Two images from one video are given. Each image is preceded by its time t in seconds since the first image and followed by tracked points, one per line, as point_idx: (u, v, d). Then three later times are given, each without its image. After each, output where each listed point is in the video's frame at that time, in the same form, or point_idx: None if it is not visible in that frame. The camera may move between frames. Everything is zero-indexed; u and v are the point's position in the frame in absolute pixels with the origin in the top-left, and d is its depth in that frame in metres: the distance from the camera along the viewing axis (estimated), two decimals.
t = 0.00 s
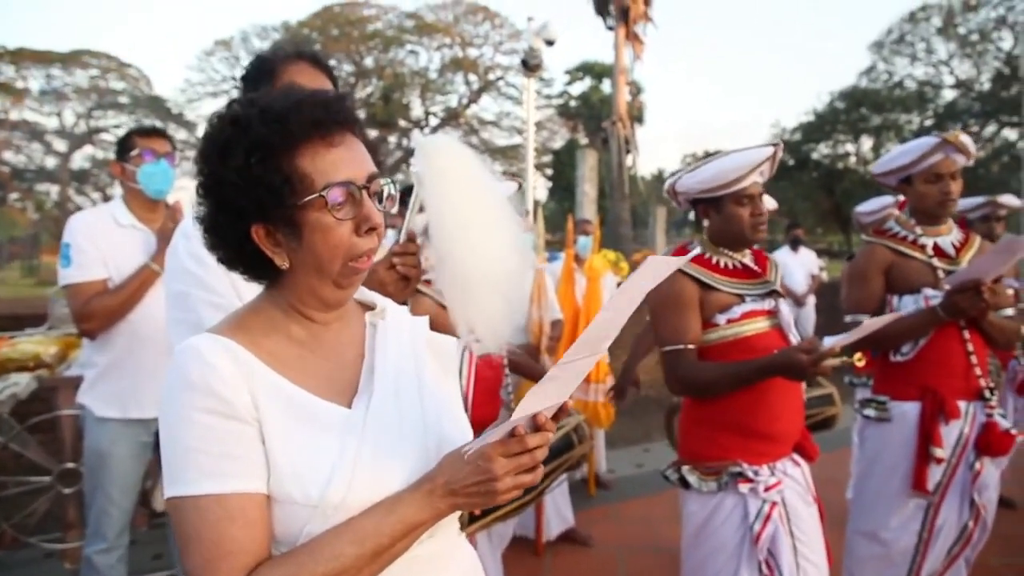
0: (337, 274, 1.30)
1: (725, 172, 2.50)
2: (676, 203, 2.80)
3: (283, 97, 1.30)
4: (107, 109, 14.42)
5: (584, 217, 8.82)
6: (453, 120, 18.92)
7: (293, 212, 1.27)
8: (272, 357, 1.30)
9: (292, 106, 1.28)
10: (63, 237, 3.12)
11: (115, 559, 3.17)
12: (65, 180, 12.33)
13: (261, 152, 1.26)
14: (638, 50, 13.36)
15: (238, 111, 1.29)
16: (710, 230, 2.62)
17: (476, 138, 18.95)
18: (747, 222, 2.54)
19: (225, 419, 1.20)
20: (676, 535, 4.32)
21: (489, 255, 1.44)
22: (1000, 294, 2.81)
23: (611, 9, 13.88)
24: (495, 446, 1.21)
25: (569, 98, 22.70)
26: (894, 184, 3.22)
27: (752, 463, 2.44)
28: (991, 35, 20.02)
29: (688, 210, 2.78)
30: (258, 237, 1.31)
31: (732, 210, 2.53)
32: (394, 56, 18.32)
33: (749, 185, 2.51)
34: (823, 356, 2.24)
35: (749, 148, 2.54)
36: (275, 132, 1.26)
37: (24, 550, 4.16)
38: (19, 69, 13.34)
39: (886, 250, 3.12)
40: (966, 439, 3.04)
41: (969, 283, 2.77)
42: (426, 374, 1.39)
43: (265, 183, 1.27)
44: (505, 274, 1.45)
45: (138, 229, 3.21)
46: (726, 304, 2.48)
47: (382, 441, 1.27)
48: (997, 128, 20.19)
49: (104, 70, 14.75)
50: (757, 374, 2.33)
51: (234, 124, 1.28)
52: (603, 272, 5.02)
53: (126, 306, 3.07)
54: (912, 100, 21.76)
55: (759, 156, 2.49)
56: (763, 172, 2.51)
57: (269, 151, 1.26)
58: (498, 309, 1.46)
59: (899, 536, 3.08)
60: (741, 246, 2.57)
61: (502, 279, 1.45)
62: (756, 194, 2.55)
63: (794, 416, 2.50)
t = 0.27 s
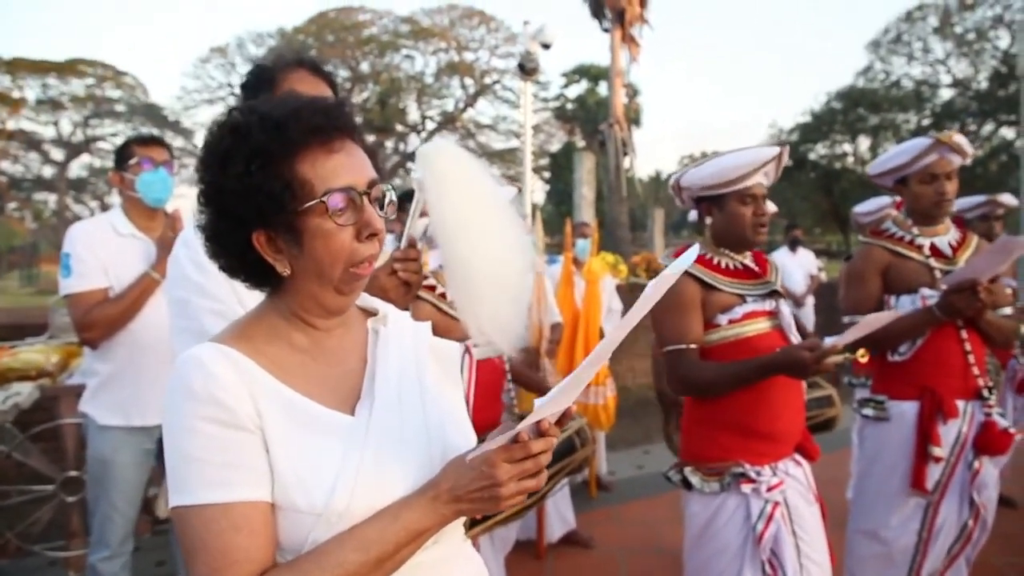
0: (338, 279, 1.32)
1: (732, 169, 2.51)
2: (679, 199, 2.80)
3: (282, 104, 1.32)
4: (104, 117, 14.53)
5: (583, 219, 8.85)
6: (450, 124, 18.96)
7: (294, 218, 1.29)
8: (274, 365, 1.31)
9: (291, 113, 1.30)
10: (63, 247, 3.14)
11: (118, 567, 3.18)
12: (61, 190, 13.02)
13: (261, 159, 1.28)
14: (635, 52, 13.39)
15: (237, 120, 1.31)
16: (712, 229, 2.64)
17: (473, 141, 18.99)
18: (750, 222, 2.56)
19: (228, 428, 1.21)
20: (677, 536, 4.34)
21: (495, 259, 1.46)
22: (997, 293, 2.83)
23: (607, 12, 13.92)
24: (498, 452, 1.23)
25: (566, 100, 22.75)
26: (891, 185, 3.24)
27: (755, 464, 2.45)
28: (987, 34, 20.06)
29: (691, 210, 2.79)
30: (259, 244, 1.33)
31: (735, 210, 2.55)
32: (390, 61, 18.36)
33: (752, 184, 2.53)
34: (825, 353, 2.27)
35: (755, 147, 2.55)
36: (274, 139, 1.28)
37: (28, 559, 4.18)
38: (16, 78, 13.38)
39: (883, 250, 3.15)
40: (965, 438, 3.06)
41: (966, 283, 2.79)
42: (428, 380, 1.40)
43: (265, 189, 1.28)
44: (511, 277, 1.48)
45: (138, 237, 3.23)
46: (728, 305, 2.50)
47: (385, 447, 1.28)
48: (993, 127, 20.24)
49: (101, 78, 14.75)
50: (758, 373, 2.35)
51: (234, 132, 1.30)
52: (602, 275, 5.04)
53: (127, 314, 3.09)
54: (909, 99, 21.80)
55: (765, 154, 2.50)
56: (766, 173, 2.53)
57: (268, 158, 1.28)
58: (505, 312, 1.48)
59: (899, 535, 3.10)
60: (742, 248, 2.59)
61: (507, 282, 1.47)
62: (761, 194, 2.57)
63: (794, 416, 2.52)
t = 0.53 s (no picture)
0: (346, 271, 1.32)
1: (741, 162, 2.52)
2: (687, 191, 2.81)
3: (298, 96, 1.33)
4: (104, 112, 14.57)
5: (584, 215, 8.85)
6: (451, 119, 18.95)
7: (306, 207, 1.29)
8: (280, 359, 1.32)
9: (307, 106, 1.31)
10: (64, 243, 3.15)
11: (121, 560, 3.19)
12: (62, 184, 13.02)
13: (278, 148, 1.29)
14: (636, 47, 13.37)
15: (255, 109, 1.32)
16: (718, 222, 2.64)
17: (474, 136, 18.98)
18: (756, 216, 2.57)
19: (234, 420, 1.22)
20: (678, 531, 4.35)
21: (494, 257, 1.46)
22: (996, 288, 2.84)
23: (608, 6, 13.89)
24: (504, 444, 1.23)
25: (567, 95, 22.71)
26: (891, 181, 3.25)
27: (756, 458, 2.46)
28: (990, 29, 19.99)
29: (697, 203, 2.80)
30: (270, 233, 1.33)
31: (743, 202, 2.56)
32: (391, 56, 18.33)
33: (762, 180, 2.53)
34: (827, 345, 2.26)
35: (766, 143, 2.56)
36: (292, 129, 1.29)
37: (30, 553, 4.20)
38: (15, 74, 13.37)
39: (883, 246, 3.15)
40: (964, 433, 3.06)
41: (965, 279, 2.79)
42: (433, 376, 1.41)
43: (281, 178, 1.29)
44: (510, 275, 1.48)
45: (139, 233, 3.24)
46: (729, 300, 2.50)
47: (390, 440, 1.29)
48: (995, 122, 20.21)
49: (101, 73, 14.51)
50: (758, 366, 2.36)
51: (251, 121, 1.31)
52: (603, 270, 5.04)
53: (129, 309, 3.10)
54: (911, 94, 21.75)
55: (775, 151, 2.52)
56: (777, 169, 2.53)
57: (284, 147, 1.28)
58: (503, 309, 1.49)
59: (899, 530, 3.10)
60: (747, 243, 2.60)
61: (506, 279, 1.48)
62: (768, 190, 2.57)
63: (795, 411, 2.52)
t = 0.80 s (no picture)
0: (355, 271, 1.33)
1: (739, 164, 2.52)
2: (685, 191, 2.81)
3: (314, 100, 1.35)
4: (104, 115, 14.61)
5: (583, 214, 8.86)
6: (450, 119, 18.96)
7: (317, 206, 1.30)
8: (287, 359, 1.33)
9: (323, 109, 1.33)
10: (66, 247, 3.15)
11: (126, 563, 3.20)
12: (63, 188, 12.92)
13: (293, 148, 1.30)
14: (634, 46, 13.36)
15: (271, 110, 1.33)
16: (717, 221, 2.65)
17: (473, 136, 18.98)
18: (755, 217, 2.57)
19: (242, 419, 1.23)
20: (680, 529, 4.35)
21: (489, 263, 1.47)
22: (997, 284, 2.84)
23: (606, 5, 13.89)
24: (510, 443, 1.24)
25: (566, 94, 22.71)
26: (891, 177, 3.26)
27: (756, 456, 2.47)
28: (988, 24, 19.98)
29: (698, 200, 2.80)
30: (280, 231, 1.33)
31: (742, 203, 2.57)
32: (389, 56, 18.32)
33: (761, 181, 2.53)
34: (828, 344, 2.27)
35: (765, 145, 2.56)
36: (307, 131, 1.30)
37: (34, 557, 4.20)
38: (14, 78, 13.37)
39: (884, 243, 3.15)
40: (966, 429, 3.07)
41: (966, 275, 2.79)
42: (436, 379, 1.42)
43: (294, 177, 1.29)
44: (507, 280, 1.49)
45: (140, 236, 3.24)
46: (730, 298, 2.51)
47: (396, 440, 1.30)
48: (995, 117, 20.21)
49: (100, 76, 14.68)
50: (760, 364, 2.36)
51: (266, 123, 1.32)
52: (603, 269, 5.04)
53: (131, 313, 3.11)
54: (910, 90, 21.75)
55: (774, 152, 2.52)
56: (775, 170, 2.53)
57: (299, 148, 1.29)
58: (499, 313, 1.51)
59: (902, 526, 3.11)
60: (746, 242, 2.60)
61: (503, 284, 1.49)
62: (768, 190, 2.57)
63: (794, 409, 2.53)
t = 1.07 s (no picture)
0: (363, 264, 1.33)
1: (738, 163, 2.51)
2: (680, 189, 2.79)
3: (328, 94, 1.35)
4: (106, 110, 14.64)
5: (586, 209, 8.86)
6: (451, 114, 18.94)
7: (328, 199, 1.30)
8: (295, 352, 1.33)
9: (336, 103, 1.33)
10: (69, 242, 3.15)
11: (129, 557, 3.21)
12: (66, 183, 12.77)
13: (307, 140, 1.30)
14: (636, 40, 13.33)
15: (285, 103, 1.33)
16: (714, 219, 2.63)
17: (475, 131, 18.95)
18: (754, 216, 2.56)
19: (251, 409, 1.23)
20: (682, 523, 4.36)
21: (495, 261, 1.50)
22: (1001, 279, 2.83)
23: None
24: (515, 438, 1.25)
25: (568, 89, 22.67)
26: (893, 172, 3.24)
27: (756, 451, 2.47)
28: (992, 17, 19.88)
29: (694, 197, 2.79)
30: (291, 223, 1.34)
31: (739, 203, 2.55)
32: (391, 51, 18.30)
33: (758, 179, 2.51)
34: (827, 342, 2.25)
35: (762, 144, 2.55)
36: (320, 123, 1.30)
37: (38, 551, 4.22)
38: (16, 73, 13.41)
39: (887, 238, 3.15)
40: (970, 424, 3.07)
41: (970, 270, 2.78)
42: (442, 374, 1.42)
43: (306, 168, 1.30)
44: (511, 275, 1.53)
45: (143, 232, 3.25)
46: (730, 295, 2.50)
47: (403, 433, 1.30)
48: (998, 112, 20.16)
49: (102, 72, 14.69)
50: (759, 363, 2.35)
51: (280, 114, 1.32)
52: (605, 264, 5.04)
53: (134, 308, 3.11)
54: (913, 84, 21.68)
55: (773, 152, 2.51)
56: (771, 166, 2.52)
57: (313, 140, 1.30)
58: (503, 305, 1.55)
59: (905, 521, 3.11)
60: (745, 238, 2.59)
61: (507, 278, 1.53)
62: (764, 188, 2.56)
63: (795, 404, 2.53)
